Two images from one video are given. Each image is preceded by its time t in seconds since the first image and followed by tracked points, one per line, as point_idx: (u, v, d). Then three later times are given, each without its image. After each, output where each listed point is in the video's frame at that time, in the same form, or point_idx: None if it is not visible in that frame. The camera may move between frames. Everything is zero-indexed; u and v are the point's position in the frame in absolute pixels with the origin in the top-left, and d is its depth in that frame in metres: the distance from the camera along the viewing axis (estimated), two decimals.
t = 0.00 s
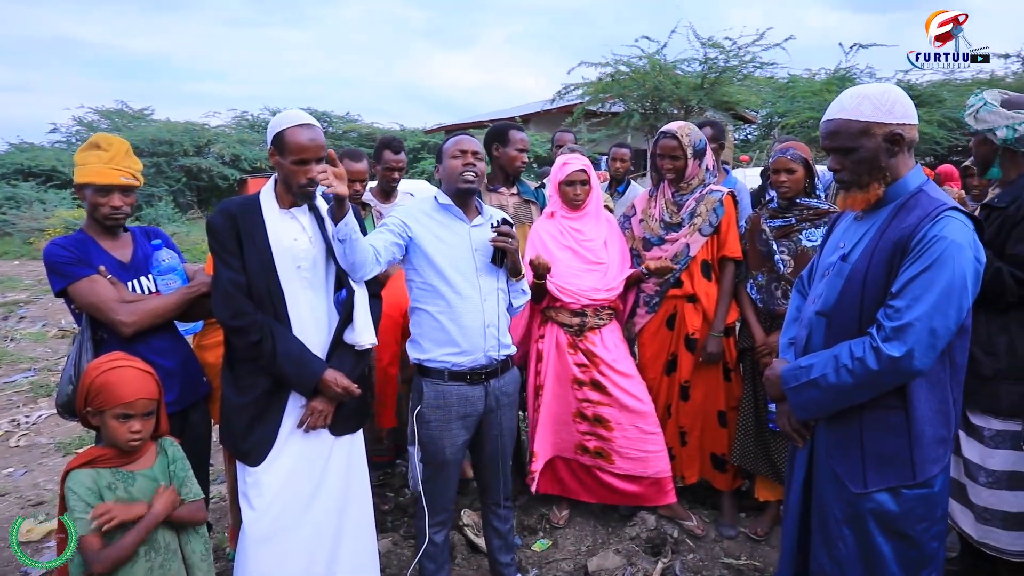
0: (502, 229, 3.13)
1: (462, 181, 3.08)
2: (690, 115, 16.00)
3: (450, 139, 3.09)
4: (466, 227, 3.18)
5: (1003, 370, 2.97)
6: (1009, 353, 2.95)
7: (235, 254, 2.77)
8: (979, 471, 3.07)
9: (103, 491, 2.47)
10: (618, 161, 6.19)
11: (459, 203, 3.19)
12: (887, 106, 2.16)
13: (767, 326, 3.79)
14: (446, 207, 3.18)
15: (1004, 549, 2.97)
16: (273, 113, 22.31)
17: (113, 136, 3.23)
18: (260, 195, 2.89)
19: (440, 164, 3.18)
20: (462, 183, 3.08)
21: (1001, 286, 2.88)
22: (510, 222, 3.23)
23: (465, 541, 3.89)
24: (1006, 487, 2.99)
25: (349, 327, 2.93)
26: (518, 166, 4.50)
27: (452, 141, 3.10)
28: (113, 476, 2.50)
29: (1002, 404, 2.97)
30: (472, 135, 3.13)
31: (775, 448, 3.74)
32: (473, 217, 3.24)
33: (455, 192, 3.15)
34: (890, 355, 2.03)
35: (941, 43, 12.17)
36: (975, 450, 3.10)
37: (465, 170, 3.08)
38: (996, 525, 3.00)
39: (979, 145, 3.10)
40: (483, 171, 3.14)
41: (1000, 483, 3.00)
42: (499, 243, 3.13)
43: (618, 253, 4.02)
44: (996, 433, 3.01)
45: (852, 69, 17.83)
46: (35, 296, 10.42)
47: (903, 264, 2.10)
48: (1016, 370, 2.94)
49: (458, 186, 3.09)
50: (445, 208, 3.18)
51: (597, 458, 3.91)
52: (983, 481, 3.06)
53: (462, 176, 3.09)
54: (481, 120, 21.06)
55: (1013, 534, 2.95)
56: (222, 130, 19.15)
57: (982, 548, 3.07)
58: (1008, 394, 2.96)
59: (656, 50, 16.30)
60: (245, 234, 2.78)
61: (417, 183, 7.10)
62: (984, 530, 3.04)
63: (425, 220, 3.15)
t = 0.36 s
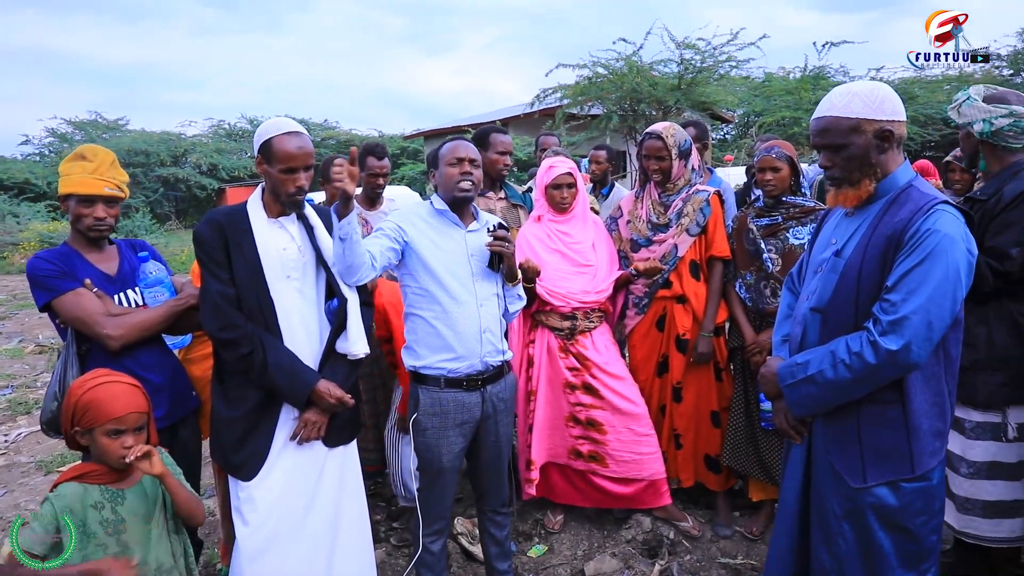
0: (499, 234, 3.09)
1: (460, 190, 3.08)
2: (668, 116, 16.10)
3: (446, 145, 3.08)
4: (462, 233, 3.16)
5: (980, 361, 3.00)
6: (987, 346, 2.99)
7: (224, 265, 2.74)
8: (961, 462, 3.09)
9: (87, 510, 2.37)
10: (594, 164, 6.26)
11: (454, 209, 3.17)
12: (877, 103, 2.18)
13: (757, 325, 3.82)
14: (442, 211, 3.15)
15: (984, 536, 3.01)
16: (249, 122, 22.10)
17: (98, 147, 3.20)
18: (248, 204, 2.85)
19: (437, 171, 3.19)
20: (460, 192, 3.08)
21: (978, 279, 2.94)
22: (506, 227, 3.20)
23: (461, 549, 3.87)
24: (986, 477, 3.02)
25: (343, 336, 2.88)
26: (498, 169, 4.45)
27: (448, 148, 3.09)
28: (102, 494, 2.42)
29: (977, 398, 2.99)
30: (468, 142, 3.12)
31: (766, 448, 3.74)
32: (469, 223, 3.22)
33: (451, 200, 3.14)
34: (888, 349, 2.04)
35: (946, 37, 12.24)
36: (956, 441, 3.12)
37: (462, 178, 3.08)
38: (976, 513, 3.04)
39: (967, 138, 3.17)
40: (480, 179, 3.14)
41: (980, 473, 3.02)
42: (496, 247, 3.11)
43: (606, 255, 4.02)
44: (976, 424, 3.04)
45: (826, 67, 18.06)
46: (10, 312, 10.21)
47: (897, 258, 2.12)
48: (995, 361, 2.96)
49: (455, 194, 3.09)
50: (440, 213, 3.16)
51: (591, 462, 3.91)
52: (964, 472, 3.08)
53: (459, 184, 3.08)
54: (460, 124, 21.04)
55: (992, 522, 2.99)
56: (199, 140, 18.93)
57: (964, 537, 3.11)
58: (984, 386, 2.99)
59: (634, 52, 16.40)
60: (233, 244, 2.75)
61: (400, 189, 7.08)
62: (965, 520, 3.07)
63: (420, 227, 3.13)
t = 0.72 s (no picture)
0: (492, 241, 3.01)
1: (456, 201, 3.00)
2: (657, 118, 16.17)
3: (440, 155, 2.97)
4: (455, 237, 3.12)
5: (961, 356, 3.11)
6: (968, 341, 3.11)
7: (213, 274, 2.73)
8: (944, 458, 3.20)
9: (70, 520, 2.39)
10: (579, 166, 6.29)
11: (450, 216, 3.13)
12: (860, 103, 2.19)
13: (747, 325, 3.83)
14: (436, 218, 3.12)
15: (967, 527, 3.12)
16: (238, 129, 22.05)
17: (86, 157, 3.17)
18: (236, 213, 2.84)
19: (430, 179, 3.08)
20: (457, 202, 3.01)
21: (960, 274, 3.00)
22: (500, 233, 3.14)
23: (456, 555, 3.86)
24: (968, 471, 3.11)
25: (334, 345, 2.86)
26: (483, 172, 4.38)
27: (442, 157, 2.99)
28: (86, 506, 2.42)
29: (958, 393, 3.10)
30: (461, 150, 3.01)
31: (759, 447, 3.75)
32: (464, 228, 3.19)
33: (448, 208, 3.08)
34: (876, 345, 2.06)
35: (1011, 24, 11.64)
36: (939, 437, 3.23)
37: (458, 188, 2.99)
38: (958, 505, 3.14)
39: (954, 136, 3.18)
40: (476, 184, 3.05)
41: (963, 467, 3.11)
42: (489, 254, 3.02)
43: (595, 258, 4.03)
44: (958, 420, 3.14)
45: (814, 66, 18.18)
46: None
47: (883, 255, 2.13)
48: (975, 357, 3.07)
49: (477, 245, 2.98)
50: (435, 219, 3.12)
51: (585, 465, 3.92)
52: (947, 466, 3.18)
53: (456, 195, 3.00)
54: (450, 129, 21.07)
55: (973, 513, 3.10)
56: (188, 148, 18.86)
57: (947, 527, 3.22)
58: (964, 382, 3.09)
59: (622, 54, 16.46)
60: (221, 254, 2.75)
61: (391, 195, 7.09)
62: (949, 513, 3.18)
63: (415, 233, 3.08)
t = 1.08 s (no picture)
0: (468, 241, 2.96)
1: (434, 203, 3.02)
2: (649, 119, 16.22)
3: (414, 156, 2.96)
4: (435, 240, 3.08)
5: (942, 361, 3.12)
6: (949, 343, 3.12)
7: (189, 275, 2.71)
8: (924, 463, 3.22)
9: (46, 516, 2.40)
10: (564, 168, 6.38)
11: (429, 217, 3.12)
12: (834, 105, 2.20)
13: (730, 327, 3.84)
14: (415, 219, 3.11)
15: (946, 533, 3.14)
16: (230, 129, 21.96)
17: (70, 156, 3.10)
18: (213, 212, 2.82)
19: (408, 181, 3.07)
20: (434, 204, 3.02)
21: (939, 278, 2.99)
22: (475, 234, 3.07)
23: (437, 557, 3.85)
24: (949, 476, 3.13)
25: (311, 346, 2.84)
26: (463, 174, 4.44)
27: (416, 159, 2.97)
28: (63, 503, 2.42)
29: (939, 398, 3.11)
30: (436, 150, 2.99)
31: (740, 450, 3.78)
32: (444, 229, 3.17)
33: (426, 209, 3.07)
34: (851, 347, 2.05)
35: None
36: (920, 442, 3.25)
37: (435, 191, 2.99)
38: (938, 510, 3.16)
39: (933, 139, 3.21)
40: (453, 184, 3.05)
41: (943, 472, 3.14)
42: (464, 256, 2.96)
43: (578, 259, 4.03)
44: (939, 425, 3.16)
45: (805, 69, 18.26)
46: None
47: (857, 258, 2.13)
48: (956, 361, 3.08)
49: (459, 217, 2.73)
50: (415, 220, 3.12)
51: (566, 468, 3.92)
52: (927, 472, 3.20)
53: (433, 196, 3.01)
54: (443, 129, 21.06)
55: (954, 519, 3.11)
56: (179, 148, 18.78)
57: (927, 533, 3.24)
58: (946, 387, 3.10)
59: (615, 57, 16.49)
60: (198, 254, 2.72)
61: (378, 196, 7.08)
62: (929, 518, 3.21)
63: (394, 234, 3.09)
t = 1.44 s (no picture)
0: (452, 253, 2.93)
1: (421, 212, 2.98)
2: (654, 128, 16.18)
3: (406, 163, 2.93)
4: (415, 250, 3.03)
5: (932, 378, 3.04)
6: (939, 359, 3.03)
7: (166, 282, 2.69)
8: (915, 481, 3.14)
9: None
10: (561, 177, 6.38)
11: (410, 227, 3.07)
12: (813, 116, 2.16)
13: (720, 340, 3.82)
14: (397, 229, 3.05)
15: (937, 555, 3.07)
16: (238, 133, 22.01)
17: (54, 161, 3.07)
18: (192, 219, 2.81)
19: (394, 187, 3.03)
20: (420, 214, 2.98)
21: (925, 293, 2.93)
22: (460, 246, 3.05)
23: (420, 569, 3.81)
24: (940, 496, 3.05)
25: (287, 354, 2.82)
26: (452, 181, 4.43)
27: (409, 165, 2.95)
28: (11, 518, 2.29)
29: (929, 415, 3.03)
30: (428, 159, 2.98)
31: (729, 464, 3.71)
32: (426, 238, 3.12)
33: (409, 218, 3.03)
34: (827, 364, 2.00)
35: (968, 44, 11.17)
36: (910, 460, 3.16)
37: (423, 200, 2.96)
38: (929, 532, 3.09)
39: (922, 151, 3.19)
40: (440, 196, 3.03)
41: (935, 492, 3.05)
42: (447, 268, 2.92)
43: (565, 269, 4.01)
44: (929, 444, 3.07)
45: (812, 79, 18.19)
46: None
47: (835, 273, 2.09)
48: (945, 379, 3.00)
49: (423, 268, 2.83)
50: (395, 231, 3.06)
51: (552, 481, 3.87)
52: (917, 491, 3.12)
53: (421, 205, 2.97)
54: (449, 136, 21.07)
55: (945, 541, 3.04)
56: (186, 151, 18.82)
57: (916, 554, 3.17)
58: (936, 406, 3.02)
59: (621, 65, 16.48)
60: (175, 261, 2.71)
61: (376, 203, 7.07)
62: (919, 539, 3.14)
63: (375, 245, 3.02)
